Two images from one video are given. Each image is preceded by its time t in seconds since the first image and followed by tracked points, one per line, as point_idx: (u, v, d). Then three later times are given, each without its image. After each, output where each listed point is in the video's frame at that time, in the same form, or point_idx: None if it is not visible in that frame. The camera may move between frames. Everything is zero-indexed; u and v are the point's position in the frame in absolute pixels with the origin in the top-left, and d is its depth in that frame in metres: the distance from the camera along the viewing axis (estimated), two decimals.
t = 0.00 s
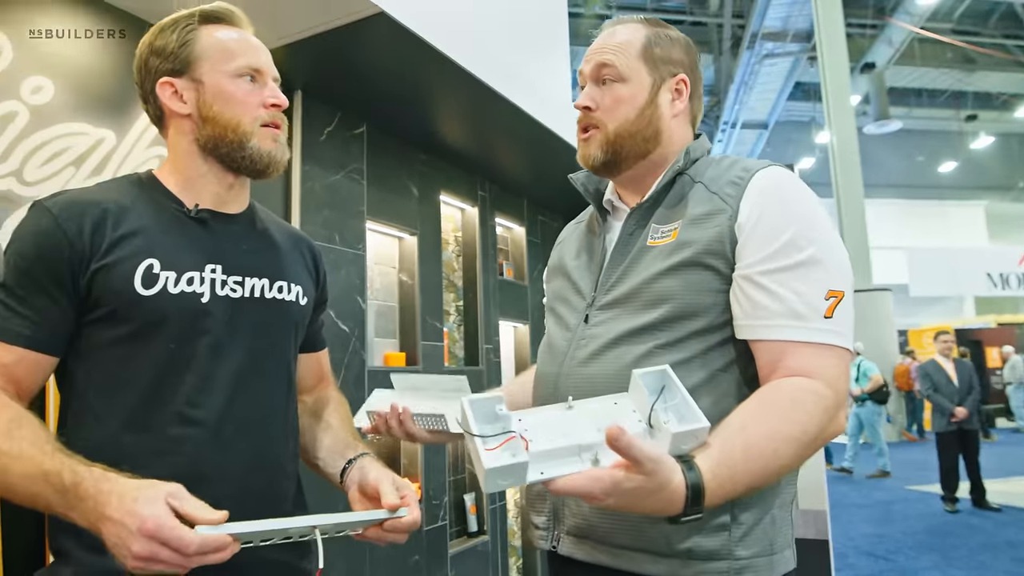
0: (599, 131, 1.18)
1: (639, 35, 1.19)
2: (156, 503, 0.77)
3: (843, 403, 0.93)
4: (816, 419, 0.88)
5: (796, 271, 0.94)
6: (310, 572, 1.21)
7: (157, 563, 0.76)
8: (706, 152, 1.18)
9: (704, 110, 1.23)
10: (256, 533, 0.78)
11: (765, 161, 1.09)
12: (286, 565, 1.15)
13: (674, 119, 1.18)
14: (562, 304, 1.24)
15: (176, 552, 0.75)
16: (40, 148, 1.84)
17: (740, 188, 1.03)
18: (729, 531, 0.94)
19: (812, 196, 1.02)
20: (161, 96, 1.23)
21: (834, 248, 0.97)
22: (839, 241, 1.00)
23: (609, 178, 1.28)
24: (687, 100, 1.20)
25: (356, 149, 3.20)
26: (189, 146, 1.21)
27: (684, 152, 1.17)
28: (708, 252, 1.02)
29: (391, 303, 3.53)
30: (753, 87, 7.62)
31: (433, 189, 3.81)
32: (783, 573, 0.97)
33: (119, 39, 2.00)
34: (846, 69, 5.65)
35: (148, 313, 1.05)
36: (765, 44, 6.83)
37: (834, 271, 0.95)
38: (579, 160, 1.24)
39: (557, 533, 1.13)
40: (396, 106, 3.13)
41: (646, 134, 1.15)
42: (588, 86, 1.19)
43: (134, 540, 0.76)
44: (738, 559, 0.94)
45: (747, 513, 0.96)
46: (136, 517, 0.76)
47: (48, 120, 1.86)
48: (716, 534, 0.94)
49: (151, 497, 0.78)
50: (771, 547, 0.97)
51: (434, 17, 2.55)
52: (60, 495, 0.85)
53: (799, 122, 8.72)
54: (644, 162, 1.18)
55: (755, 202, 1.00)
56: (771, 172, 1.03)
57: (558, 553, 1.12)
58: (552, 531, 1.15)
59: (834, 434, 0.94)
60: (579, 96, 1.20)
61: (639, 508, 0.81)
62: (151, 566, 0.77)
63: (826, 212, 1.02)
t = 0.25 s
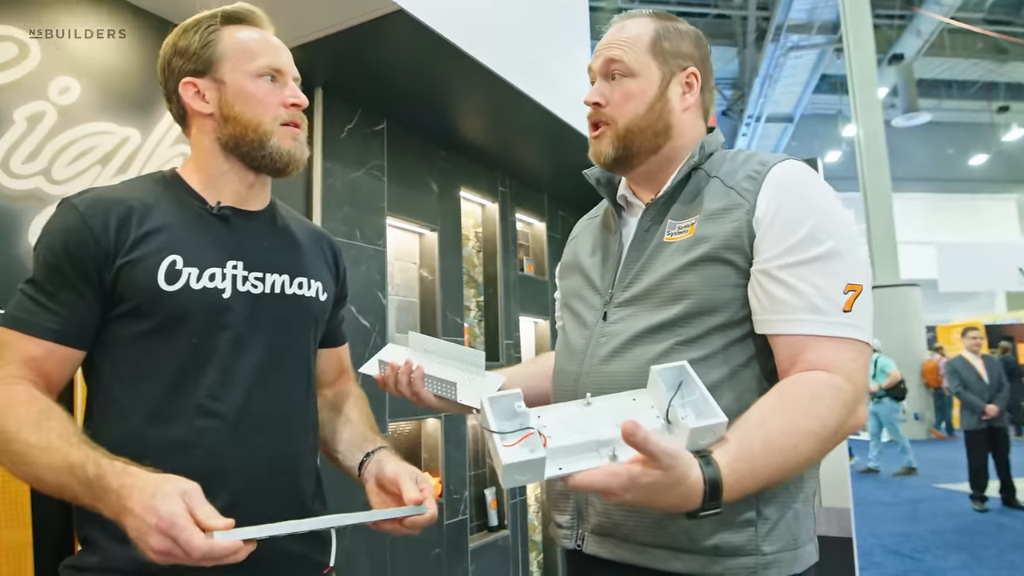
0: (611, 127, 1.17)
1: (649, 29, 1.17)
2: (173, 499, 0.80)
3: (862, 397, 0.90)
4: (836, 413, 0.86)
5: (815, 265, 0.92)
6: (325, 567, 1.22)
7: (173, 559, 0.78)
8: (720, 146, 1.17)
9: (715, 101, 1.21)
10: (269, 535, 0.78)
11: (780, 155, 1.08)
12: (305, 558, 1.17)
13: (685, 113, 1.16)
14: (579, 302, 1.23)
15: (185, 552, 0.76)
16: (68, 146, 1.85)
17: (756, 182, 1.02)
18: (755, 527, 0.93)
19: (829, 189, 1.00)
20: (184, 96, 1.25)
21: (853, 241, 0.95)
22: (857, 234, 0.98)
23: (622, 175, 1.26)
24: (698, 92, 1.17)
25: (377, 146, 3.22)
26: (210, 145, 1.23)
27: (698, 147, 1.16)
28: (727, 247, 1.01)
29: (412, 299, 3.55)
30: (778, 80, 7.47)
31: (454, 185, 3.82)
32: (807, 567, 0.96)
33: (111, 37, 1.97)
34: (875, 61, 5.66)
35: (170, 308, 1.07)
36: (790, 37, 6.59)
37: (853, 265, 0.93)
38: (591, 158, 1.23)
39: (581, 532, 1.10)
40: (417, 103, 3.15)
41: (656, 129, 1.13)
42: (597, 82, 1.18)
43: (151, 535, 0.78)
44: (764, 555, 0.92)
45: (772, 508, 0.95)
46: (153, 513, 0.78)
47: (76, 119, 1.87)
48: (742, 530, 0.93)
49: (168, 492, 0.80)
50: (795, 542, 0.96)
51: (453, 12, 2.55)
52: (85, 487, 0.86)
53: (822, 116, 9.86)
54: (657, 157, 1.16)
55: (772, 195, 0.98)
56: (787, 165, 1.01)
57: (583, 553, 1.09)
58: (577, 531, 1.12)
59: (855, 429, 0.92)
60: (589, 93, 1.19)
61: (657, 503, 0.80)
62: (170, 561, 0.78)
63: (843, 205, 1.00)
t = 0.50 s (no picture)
0: (617, 130, 1.17)
1: (656, 31, 1.17)
2: (183, 499, 0.80)
3: (873, 399, 0.89)
4: (846, 417, 0.85)
5: (824, 268, 0.91)
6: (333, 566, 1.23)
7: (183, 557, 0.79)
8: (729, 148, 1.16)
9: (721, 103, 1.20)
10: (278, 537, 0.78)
11: (789, 157, 1.07)
12: (315, 558, 1.17)
13: (692, 116, 1.16)
14: (587, 305, 1.23)
15: (194, 551, 0.77)
16: (84, 151, 1.87)
17: (764, 184, 1.01)
18: (763, 531, 0.92)
19: (839, 191, 0.99)
20: (197, 102, 1.26)
21: (864, 244, 0.94)
22: (867, 236, 0.97)
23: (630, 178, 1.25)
24: (705, 95, 1.16)
25: (390, 149, 3.24)
26: (223, 150, 1.24)
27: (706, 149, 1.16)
28: (735, 250, 1.00)
29: (425, 301, 3.56)
30: (794, 80, 7.40)
31: (466, 187, 3.83)
32: (816, 571, 0.96)
33: (110, 38, 1.96)
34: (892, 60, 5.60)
35: (182, 311, 1.08)
36: (806, 36, 6.51)
37: (862, 267, 0.93)
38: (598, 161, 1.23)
39: (589, 535, 1.09)
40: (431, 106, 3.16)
41: (664, 132, 1.13)
42: (604, 85, 1.17)
43: (162, 534, 0.79)
44: (772, 559, 0.92)
45: (779, 512, 0.94)
46: (164, 513, 0.79)
47: (92, 124, 1.90)
48: (750, 534, 0.92)
49: (178, 493, 0.81)
50: (803, 546, 0.95)
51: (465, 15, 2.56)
52: (97, 487, 0.87)
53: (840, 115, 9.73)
54: (665, 160, 1.15)
55: (780, 198, 0.97)
56: (796, 167, 1.00)
57: (591, 556, 1.08)
58: (585, 534, 1.11)
59: (865, 432, 0.91)
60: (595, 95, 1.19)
61: (665, 508, 0.80)
62: (180, 560, 0.79)
63: (853, 206, 0.99)
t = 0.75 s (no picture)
0: (623, 136, 1.15)
1: (655, 36, 1.17)
2: (180, 499, 0.81)
3: (875, 399, 0.88)
4: (846, 416, 0.84)
5: (823, 269, 0.90)
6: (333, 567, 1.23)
7: (181, 557, 0.79)
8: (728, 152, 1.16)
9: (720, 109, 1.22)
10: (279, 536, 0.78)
11: (788, 158, 1.07)
12: (314, 559, 1.18)
13: (694, 118, 1.17)
14: (587, 310, 1.22)
15: (192, 551, 0.77)
16: (91, 154, 1.88)
17: (764, 187, 1.01)
18: (768, 533, 0.92)
19: (840, 192, 0.99)
20: (197, 105, 1.28)
21: (864, 245, 0.94)
22: (867, 237, 0.96)
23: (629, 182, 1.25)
24: (704, 97, 1.18)
25: (395, 152, 3.24)
26: (221, 153, 1.25)
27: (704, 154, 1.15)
28: (735, 253, 0.99)
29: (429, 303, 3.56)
30: (801, 80, 7.35)
31: (471, 190, 3.83)
32: (820, 572, 0.95)
33: (110, 37, 1.96)
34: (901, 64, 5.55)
35: (182, 313, 1.09)
36: (814, 37, 6.45)
37: (863, 266, 0.92)
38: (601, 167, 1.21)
39: (593, 541, 1.08)
40: (435, 108, 3.16)
41: (669, 135, 1.13)
42: (606, 89, 1.16)
43: (160, 535, 0.79)
44: (777, 561, 0.91)
45: (783, 514, 0.94)
46: (160, 514, 0.79)
47: (97, 128, 1.91)
48: (755, 536, 0.92)
49: (176, 493, 0.81)
50: (807, 548, 0.95)
51: (468, 17, 2.56)
52: (95, 488, 0.88)
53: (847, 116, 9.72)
54: (671, 163, 1.15)
55: (779, 200, 0.97)
56: (796, 168, 1.00)
57: (595, 561, 1.07)
58: (589, 539, 1.09)
59: (866, 434, 0.90)
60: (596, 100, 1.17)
61: (660, 508, 0.79)
62: (178, 559, 0.80)
63: (852, 206, 0.98)
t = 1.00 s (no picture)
0: (641, 134, 1.12)
1: (652, 35, 1.17)
2: (169, 503, 0.81)
3: (875, 387, 0.86)
4: (845, 404, 0.82)
5: (822, 259, 0.90)
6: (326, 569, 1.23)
7: (170, 561, 0.80)
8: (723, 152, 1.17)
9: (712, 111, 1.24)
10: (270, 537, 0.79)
11: (786, 154, 1.07)
12: (309, 561, 1.18)
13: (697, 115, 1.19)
14: (584, 309, 1.21)
15: (182, 554, 0.78)
16: (91, 157, 1.89)
17: (762, 180, 1.01)
18: (783, 527, 0.91)
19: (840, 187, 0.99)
20: (194, 106, 1.28)
21: (864, 237, 0.93)
22: (864, 228, 0.96)
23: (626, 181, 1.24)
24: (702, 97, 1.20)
25: (395, 153, 3.25)
26: (216, 152, 1.25)
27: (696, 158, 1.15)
28: (737, 246, 0.99)
29: (430, 304, 3.56)
30: (805, 80, 7.32)
31: (472, 191, 3.83)
32: (833, 563, 0.95)
33: (110, 37, 1.96)
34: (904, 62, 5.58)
35: (179, 315, 1.09)
36: (817, 36, 6.45)
37: (861, 257, 0.91)
38: (617, 170, 1.16)
39: (605, 544, 1.04)
40: (434, 109, 3.16)
41: (684, 130, 1.13)
42: (616, 89, 1.13)
43: (149, 539, 0.79)
44: (794, 553, 0.90)
45: (797, 506, 0.92)
46: (150, 518, 0.80)
47: (97, 130, 1.91)
48: (770, 530, 0.90)
49: (165, 496, 0.82)
50: (821, 540, 0.93)
51: (467, 18, 2.56)
52: (87, 491, 0.89)
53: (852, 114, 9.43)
54: (686, 160, 1.15)
55: (779, 193, 0.97)
56: (794, 162, 1.01)
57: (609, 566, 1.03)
58: (600, 543, 1.06)
59: (868, 423, 0.87)
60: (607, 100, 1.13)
61: (656, 493, 0.77)
62: (166, 563, 0.80)
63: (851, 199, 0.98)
